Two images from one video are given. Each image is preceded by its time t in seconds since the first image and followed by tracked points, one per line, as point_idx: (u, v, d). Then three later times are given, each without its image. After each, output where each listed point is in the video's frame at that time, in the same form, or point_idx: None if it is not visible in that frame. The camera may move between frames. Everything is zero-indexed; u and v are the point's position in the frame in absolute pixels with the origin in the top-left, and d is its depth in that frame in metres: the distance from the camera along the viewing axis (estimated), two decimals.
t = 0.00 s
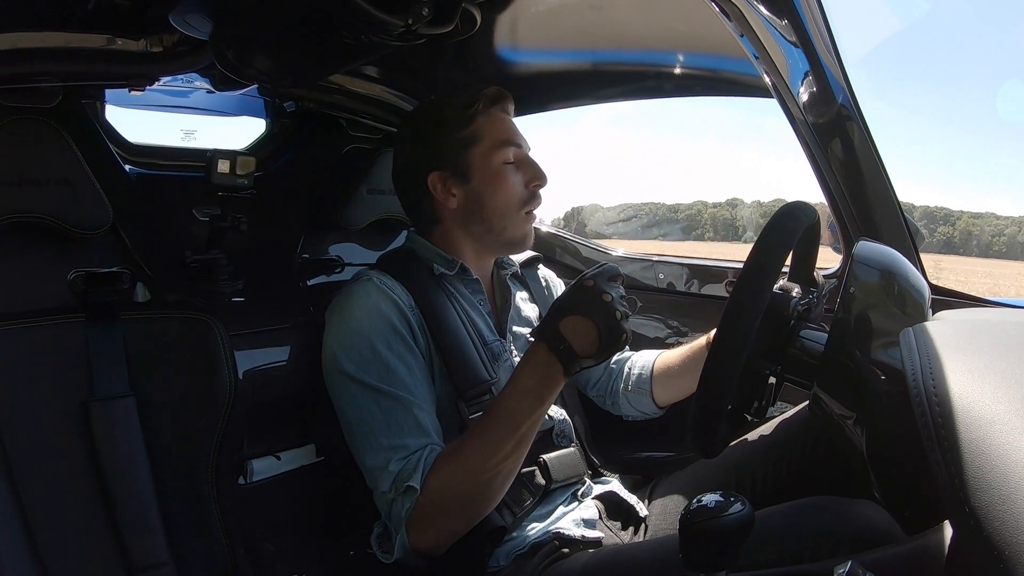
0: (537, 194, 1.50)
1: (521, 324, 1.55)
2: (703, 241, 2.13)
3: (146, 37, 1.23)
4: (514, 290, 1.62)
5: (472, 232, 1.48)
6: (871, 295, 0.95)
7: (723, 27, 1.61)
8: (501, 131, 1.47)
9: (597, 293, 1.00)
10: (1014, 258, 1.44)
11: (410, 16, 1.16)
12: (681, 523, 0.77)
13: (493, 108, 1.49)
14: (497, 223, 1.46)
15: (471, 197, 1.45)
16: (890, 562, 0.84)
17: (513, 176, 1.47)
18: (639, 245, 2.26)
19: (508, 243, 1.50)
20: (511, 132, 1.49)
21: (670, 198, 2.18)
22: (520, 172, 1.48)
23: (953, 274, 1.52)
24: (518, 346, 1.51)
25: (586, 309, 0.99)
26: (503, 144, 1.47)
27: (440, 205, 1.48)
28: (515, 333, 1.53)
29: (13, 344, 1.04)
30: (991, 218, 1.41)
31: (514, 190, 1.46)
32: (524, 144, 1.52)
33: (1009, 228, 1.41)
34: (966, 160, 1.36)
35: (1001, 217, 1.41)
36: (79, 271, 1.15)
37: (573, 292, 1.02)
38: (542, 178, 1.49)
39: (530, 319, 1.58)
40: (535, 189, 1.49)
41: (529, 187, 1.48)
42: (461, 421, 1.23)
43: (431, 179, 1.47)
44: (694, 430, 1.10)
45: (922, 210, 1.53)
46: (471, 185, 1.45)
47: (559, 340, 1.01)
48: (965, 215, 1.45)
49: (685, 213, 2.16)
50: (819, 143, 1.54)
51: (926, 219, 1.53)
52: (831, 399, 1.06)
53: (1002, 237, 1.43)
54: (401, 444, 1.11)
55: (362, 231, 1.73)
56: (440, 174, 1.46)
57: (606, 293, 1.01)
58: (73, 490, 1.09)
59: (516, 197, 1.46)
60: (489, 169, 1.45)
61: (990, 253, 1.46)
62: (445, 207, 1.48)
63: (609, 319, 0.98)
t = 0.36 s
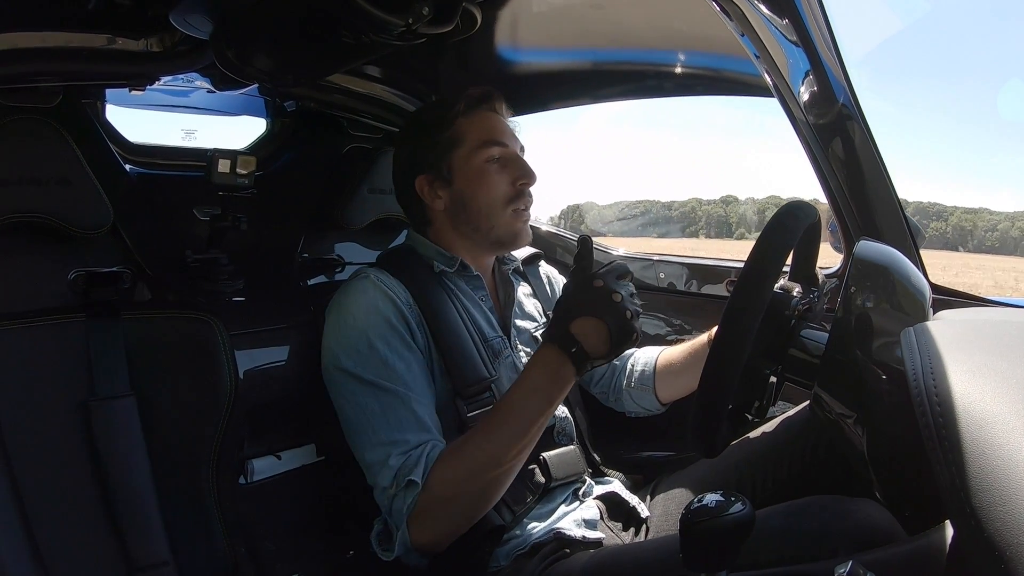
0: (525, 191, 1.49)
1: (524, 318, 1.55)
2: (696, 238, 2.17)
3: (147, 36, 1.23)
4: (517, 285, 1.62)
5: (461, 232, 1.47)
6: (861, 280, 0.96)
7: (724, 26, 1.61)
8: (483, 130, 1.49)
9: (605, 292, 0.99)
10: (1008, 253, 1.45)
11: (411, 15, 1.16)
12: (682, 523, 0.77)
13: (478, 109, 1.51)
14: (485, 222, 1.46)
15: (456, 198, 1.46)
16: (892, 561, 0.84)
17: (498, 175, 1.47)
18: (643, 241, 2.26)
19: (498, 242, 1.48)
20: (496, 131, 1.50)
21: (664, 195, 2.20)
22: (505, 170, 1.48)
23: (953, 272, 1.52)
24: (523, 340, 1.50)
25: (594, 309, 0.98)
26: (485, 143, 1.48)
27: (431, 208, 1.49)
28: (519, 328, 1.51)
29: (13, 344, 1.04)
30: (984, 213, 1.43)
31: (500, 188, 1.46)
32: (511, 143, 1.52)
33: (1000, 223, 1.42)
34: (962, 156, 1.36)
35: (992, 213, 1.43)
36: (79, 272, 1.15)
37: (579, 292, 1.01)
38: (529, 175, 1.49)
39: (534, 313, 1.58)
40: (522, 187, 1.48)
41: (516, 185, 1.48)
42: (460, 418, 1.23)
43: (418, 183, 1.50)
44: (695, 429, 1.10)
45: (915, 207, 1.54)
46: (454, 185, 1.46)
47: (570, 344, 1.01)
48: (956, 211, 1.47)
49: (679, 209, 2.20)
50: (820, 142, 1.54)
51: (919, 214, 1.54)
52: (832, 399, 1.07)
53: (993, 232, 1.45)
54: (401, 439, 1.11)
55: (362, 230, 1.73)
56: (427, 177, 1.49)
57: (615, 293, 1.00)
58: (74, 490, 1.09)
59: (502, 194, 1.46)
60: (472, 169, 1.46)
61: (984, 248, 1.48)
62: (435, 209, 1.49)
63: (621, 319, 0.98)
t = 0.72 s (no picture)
0: (526, 205, 1.47)
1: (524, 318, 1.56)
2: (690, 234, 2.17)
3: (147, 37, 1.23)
4: (517, 285, 1.62)
5: (459, 242, 1.48)
6: (864, 278, 0.96)
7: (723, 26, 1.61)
8: (480, 142, 1.47)
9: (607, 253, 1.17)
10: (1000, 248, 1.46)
11: (411, 16, 1.16)
12: (682, 522, 0.77)
13: (478, 117, 1.49)
14: (483, 234, 1.45)
15: (455, 210, 1.47)
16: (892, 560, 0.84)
17: (496, 187, 1.46)
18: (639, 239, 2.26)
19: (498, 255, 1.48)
20: (495, 143, 1.48)
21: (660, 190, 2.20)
22: (504, 183, 1.47)
23: (951, 269, 1.52)
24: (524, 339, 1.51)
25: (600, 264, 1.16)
26: (483, 155, 1.47)
27: (431, 218, 1.51)
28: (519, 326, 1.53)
29: (13, 345, 1.04)
30: (978, 208, 1.45)
31: (498, 201, 1.46)
32: (511, 154, 1.50)
33: (992, 218, 1.44)
34: (958, 152, 1.37)
35: (986, 208, 1.44)
36: (79, 275, 1.16)
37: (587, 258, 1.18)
38: (528, 189, 1.47)
39: (532, 315, 1.59)
40: (522, 201, 1.46)
41: (515, 199, 1.46)
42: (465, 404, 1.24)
43: (418, 194, 1.52)
44: (694, 429, 1.10)
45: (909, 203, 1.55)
46: (452, 198, 1.47)
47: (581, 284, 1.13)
48: (950, 206, 1.49)
49: (673, 206, 2.20)
50: (820, 142, 1.54)
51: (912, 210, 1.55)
52: (832, 399, 1.08)
53: (985, 227, 1.46)
54: (427, 399, 1.11)
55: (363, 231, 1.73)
56: (427, 188, 1.50)
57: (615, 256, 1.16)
58: (74, 491, 1.09)
59: (501, 207, 1.45)
60: (469, 181, 1.46)
61: (976, 243, 1.49)
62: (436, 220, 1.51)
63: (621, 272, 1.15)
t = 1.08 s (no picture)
0: (512, 178, 1.48)
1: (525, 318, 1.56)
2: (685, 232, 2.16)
3: (145, 35, 1.23)
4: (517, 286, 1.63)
5: (456, 223, 1.46)
6: (863, 279, 0.96)
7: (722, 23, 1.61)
8: (467, 122, 1.49)
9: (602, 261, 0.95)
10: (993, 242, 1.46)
11: (410, 14, 1.16)
12: (681, 519, 0.77)
13: (461, 101, 1.52)
14: (477, 212, 1.45)
15: (445, 192, 1.46)
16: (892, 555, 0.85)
17: (484, 164, 1.47)
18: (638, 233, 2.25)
19: (494, 232, 1.46)
20: (479, 122, 1.50)
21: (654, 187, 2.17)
22: (491, 159, 1.48)
23: (947, 266, 1.53)
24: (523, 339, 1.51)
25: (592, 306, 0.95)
26: (470, 134, 1.48)
27: (425, 206, 1.50)
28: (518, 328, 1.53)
29: (12, 344, 1.04)
30: (972, 205, 1.43)
31: (487, 177, 1.46)
32: (496, 132, 1.52)
33: (987, 215, 1.42)
34: (956, 149, 1.37)
35: (980, 204, 1.42)
36: (77, 271, 1.14)
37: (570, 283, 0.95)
38: (514, 162, 1.48)
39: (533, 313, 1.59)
40: (509, 173, 1.48)
41: (501, 172, 1.47)
42: (462, 414, 1.24)
43: (411, 183, 1.51)
44: (693, 426, 1.10)
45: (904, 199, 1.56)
46: (442, 180, 1.46)
47: (573, 345, 0.97)
48: (942, 202, 1.47)
49: (668, 204, 2.17)
50: (819, 140, 1.54)
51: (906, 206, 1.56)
52: (831, 395, 1.08)
53: (979, 223, 1.45)
54: (401, 433, 1.11)
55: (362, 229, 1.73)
56: (417, 175, 1.49)
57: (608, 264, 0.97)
58: (74, 489, 1.09)
59: (490, 182, 1.46)
60: (457, 161, 1.46)
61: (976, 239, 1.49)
62: (429, 207, 1.50)
63: (610, 306, 0.99)
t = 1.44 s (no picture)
0: (516, 198, 1.49)
1: (516, 319, 1.55)
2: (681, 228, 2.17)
3: (135, 38, 1.22)
4: (509, 287, 1.63)
5: (448, 232, 1.48)
6: (856, 273, 0.97)
7: (710, 19, 1.62)
8: (476, 133, 1.49)
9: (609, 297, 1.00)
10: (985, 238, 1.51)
11: (399, 15, 1.16)
12: (678, 516, 0.77)
13: (471, 108, 1.51)
14: (472, 225, 1.46)
15: (443, 199, 1.48)
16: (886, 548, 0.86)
17: (487, 178, 1.48)
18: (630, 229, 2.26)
19: (484, 251, 1.47)
20: (487, 133, 1.49)
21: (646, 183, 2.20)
22: (496, 174, 1.48)
23: (938, 259, 1.55)
24: (516, 341, 1.51)
25: (598, 336, 1.00)
26: (476, 147, 1.49)
27: (422, 210, 1.52)
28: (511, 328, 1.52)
29: (5, 351, 1.03)
30: (967, 201, 1.47)
31: (488, 193, 1.47)
32: (504, 146, 1.52)
33: (979, 211, 1.47)
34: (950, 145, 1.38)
35: (975, 201, 1.46)
36: (70, 277, 1.13)
37: (578, 313, 1.00)
38: (519, 181, 1.49)
39: (527, 315, 1.58)
40: (513, 193, 1.48)
41: (506, 190, 1.48)
42: (454, 420, 1.24)
43: (410, 182, 1.53)
44: (689, 422, 1.11)
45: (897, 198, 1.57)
46: (442, 187, 1.48)
47: (573, 368, 1.01)
48: (938, 199, 1.50)
49: (664, 201, 2.19)
50: (809, 134, 1.55)
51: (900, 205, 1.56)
52: (826, 390, 1.09)
53: (973, 220, 1.50)
54: (388, 443, 1.11)
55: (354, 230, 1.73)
56: (416, 176, 1.52)
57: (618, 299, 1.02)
58: (70, 495, 1.08)
59: (491, 198, 1.47)
60: (460, 172, 1.47)
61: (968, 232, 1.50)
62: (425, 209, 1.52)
63: (616, 338, 1.02)
